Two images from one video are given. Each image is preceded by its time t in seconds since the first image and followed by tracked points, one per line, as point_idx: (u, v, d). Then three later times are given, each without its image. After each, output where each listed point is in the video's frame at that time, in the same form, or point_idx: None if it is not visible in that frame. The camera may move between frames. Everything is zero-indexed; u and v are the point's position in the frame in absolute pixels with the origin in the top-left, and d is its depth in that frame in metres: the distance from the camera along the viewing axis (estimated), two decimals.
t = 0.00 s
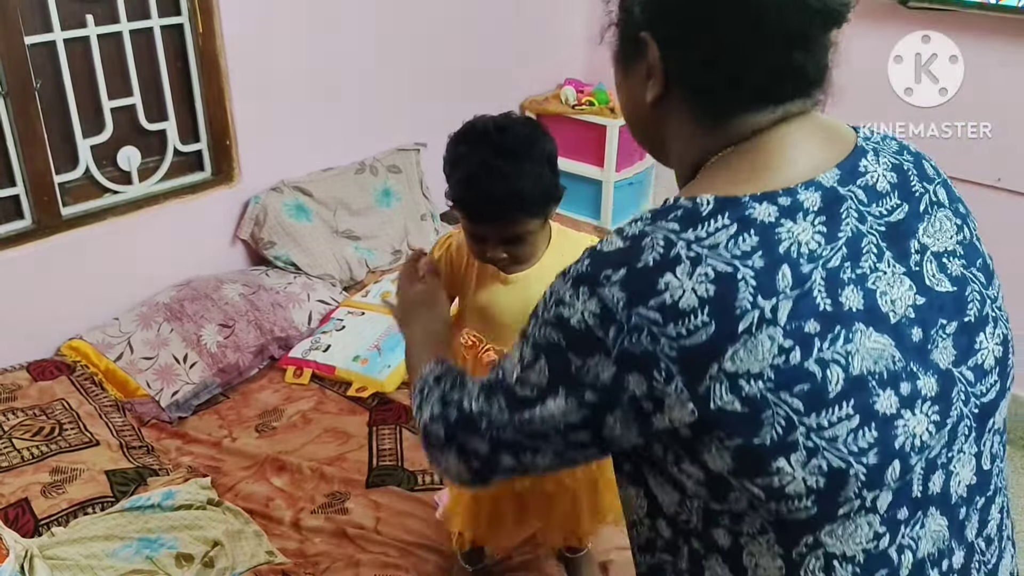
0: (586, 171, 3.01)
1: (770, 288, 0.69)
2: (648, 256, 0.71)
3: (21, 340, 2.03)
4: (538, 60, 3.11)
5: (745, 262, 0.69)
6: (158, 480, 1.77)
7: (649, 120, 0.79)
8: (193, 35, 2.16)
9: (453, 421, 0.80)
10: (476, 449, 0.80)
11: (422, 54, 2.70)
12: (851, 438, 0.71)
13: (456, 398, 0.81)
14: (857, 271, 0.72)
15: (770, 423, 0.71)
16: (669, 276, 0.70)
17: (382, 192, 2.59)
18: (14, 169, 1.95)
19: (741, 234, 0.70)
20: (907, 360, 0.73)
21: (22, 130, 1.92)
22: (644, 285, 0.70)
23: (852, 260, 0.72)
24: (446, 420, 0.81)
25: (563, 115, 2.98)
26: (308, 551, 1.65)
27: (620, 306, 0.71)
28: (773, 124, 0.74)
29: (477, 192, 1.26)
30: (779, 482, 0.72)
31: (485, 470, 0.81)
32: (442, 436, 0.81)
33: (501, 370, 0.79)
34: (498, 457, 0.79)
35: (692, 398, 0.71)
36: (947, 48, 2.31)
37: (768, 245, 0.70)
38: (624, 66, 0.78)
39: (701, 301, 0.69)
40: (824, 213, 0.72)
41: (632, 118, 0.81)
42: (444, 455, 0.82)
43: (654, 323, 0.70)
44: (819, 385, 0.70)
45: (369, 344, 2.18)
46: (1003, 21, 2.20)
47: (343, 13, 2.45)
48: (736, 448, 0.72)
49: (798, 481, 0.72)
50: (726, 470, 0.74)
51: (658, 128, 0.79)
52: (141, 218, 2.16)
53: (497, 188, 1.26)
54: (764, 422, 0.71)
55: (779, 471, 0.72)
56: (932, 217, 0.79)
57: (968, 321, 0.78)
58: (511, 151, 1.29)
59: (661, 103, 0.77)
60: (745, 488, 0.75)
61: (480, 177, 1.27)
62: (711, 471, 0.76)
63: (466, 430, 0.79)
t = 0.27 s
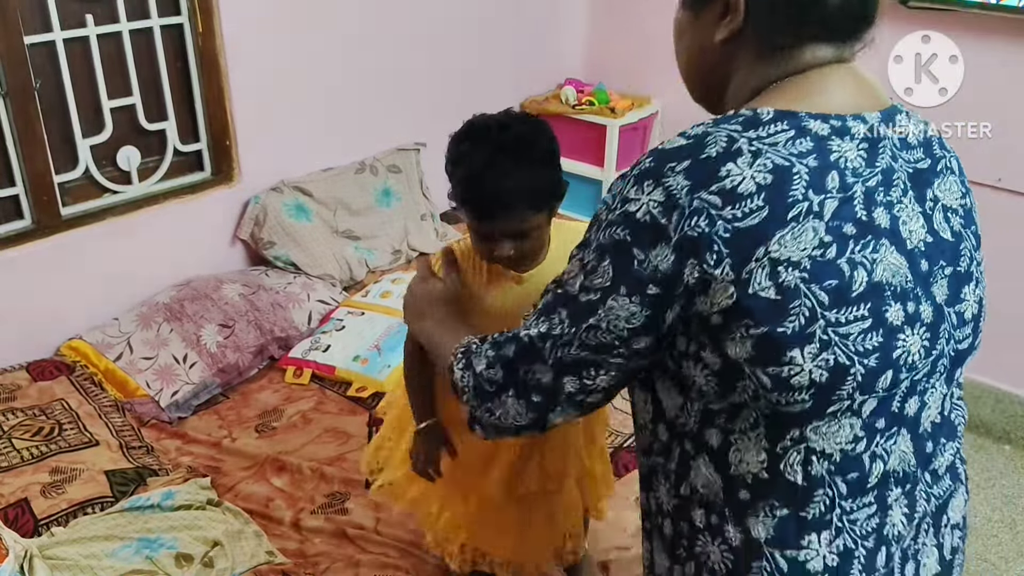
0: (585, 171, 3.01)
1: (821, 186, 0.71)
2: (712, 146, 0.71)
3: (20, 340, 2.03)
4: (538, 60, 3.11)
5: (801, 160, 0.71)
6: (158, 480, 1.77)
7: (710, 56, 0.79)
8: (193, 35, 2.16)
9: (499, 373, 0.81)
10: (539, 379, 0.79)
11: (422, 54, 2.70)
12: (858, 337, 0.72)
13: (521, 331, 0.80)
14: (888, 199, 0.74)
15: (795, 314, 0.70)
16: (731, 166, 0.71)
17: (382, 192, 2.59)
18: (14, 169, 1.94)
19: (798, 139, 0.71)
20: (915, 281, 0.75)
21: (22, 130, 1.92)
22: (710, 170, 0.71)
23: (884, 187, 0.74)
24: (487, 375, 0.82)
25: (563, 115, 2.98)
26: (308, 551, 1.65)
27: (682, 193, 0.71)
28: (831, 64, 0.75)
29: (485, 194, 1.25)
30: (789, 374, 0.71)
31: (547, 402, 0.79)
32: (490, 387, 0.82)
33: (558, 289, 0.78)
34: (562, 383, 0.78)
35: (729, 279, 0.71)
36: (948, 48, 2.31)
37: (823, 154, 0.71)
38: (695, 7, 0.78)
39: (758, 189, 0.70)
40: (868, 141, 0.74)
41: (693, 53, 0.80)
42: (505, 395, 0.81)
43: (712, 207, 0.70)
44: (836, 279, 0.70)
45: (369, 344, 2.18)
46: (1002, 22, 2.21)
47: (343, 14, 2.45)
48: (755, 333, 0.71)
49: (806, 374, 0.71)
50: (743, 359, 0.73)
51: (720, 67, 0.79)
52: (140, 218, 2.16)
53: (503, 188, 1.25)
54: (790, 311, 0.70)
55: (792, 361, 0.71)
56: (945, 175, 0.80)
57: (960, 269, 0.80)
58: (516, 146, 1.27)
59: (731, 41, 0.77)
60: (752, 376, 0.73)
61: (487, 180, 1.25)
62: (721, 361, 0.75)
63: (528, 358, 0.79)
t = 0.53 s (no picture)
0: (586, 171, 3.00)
1: (836, 185, 0.67)
2: (731, 137, 0.66)
3: (20, 340, 2.03)
4: (538, 60, 3.11)
5: (819, 158, 0.67)
6: (158, 479, 1.77)
7: (725, 39, 0.76)
8: (193, 35, 2.16)
9: (530, 393, 0.78)
10: (569, 399, 0.75)
11: (422, 54, 2.70)
12: (851, 338, 0.70)
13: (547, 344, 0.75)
14: (895, 201, 0.71)
15: (795, 316, 0.67)
16: (750, 156, 0.65)
17: (382, 192, 2.59)
18: (13, 169, 1.94)
19: (816, 135, 0.67)
20: (909, 283, 0.73)
21: (22, 130, 1.92)
22: (729, 161, 0.65)
23: (892, 189, 0.70)
24: (520, 396, 0.79)
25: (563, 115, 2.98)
26: (308, 551, 1.65)
27: (699, 184, 0.65)
28: (847, 50, 0.72)
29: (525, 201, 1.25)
30: (779, 374, 0.69)
31: (579, 420, 0.76)
32: (520, 408, 0.79)
33: (577, 288, 0.73)
34: (592, 400, 0.74)
35: (740, 276, 0.67)
36: (948, 48, 2.30)
37: (840, 150, 0.68)
38: None
39: (777, 183, 0.65)
40: (882, 139, 0.70)
41: (706, 37, 0.77)
42: (538, 414, 0.78)
43: (729, 201, 0.65)
44: (835, 280, 0.68)
45: (369, 344, 2.18)
46: (1002, 23, 2.20)
47: (343, 14, 2.45)
48: (756, 333, 0.68)
49: (796, 375, 0.69)
50: (738, 354, 0.70)
51: (735, 51, 0.76)
52: (140, 218, 2.16)
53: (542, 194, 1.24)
54: (791, 313, 0.67)
55: (785, 362, 0.69)
56: (951, 176, 0.77)
57: (950, 272, 0.78)
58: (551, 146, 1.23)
59: (748, 24, 0.73)
60: (744, 370, 0.71)
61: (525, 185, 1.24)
62: (715, 352, 0.72)
63: (559, 374, 0.75)
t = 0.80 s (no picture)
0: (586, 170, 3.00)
1: (831, 223, 0.66)
2: (728, 164, 0.64)
3: (20, 339, 2.03)
4: (538, 60, 3.10)
5: (816, 192, 0.66)
6: (158, 480, 1.77)
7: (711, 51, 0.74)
8: (192, 35, 2.15)
9: (520, 419, 0.77)
10: (559, 428, 0.74)
11: (421, 54, 2.70)
12: (828, 377, 0.70)
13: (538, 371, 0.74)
14: (886, 236, 0.71)
15: (775, 356, 0.67)
16: (748, 186, 0.64)
17: (382, 192, 2.59)
18: (13, 169, 1.94)
19: (814, 166, 0.66)
20: (888, 319, 0.73)
21: (22, 130, 1.92)
22: (724, 191, 0.63)
23: (884, 225, 0.70)
24: (511, 422, 0.78)
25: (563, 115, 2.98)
26: (308, 551, 1.65)
27: (694, 214, 0.63)
28: (842, 62, 0.71)
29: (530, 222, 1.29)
30: (754, 409, 0.70)
31: (568, 450, 0.75)
32: (508, 433, 0.79)
33: (569, 311, 0.71)
34: (583, 431, 0.74)
35: (730, 310, 0.66)
36: (948, 48, 2.30)
37: (836, 184, 0.66)
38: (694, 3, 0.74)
39: (771, 218, 0.64)
40: (877, 171, 0.69)
41: (692, 48, 0.76)
42: (529, 442, 0.77)
43: (723, 234, 0.63)
44: (820, 318, 0.68)
45: (369, 344, 2.18)
46: (1002, 24, 2.20)
47: (343, 14, 2.45)
48: (735, 370, 0.68)
49: (769, 410, 0.70)
50: (716, 388, 0.71)
51: (725, 64, 0.74)
52: (140, 218, 2.16)
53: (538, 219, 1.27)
54: (772, 351, 0.67)
55: (761, 399, 0.69)
56: (946, 206, 0.77)
57: (927, 306, 0.79)
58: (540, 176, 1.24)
59: (734, 35, 0.72)
60: (718, 403, 0.72)
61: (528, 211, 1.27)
62: (696, 379, 0.72)
63: (549, 403, 0.74)
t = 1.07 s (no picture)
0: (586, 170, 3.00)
1: (840, 242, 0.66)
2: (735, 180, 0.64)
3: (20, 339, 2.03)
4: (538, 60, 3.10)
5: (824, 211, 0.66)
6: (158, 480, 1.77)
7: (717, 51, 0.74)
8: (193, 35, 2.15)
9: (527, 452, 0.78)
10: (571, 459, 0.75)
11: (422, 54, 2.69)
12: (836, 396, 0.71)
13: (544, 400, 0.75)
14: (894, 251, 0.71)
15: (783, 377, 0.68)
16: (756, 206, 0.64)
17: (382, 192, 2.59)
18: (13, 169, 1.94)
19: (823, 183, 0.66)
20: (896, 338, 0.74)
21: (22, 130, 1.92)
22: (732, 210, 0.63)
23: (892, 240, 0.70)
24: (520, 452, 0.79)
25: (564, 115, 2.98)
26: (308, 552, 1.64)
27: (702, 233, 0.63)
28: (849, 67, 0.72)
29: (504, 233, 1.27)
30: (757, 427, 0.71)
31: (580, 478, 0.77)
32: (519, 459, 0.80)
33: (575, 330, 0.72)
34: (594, 461, 0.75)
35: (740, 332, 0.66)
36: (948, 48, 2.31)
37: (845, 201, 0.67)
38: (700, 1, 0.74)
39: (779, 240, 0.64)
40: (886, 185, 0.69)
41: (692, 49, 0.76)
42: (544, 471, 0.78)
43: (733, 255, 0.63)
44: (829, 338, 0.68)
45: (369, 344, 2.18)
46: (1002, 24, 2.20)
47: (342, 14, 2.45)
48: (741, 389, 0.69)
49: (773, 429, 0.71)
50: (719, 403, 0.72)
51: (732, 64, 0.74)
52: (141, 218, 2.16)
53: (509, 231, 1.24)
54: (779, 372, 0.68)
55: (765, 418, 0.70)
56: (952, 216, 0.77)
57: (941, 318, 0.78)
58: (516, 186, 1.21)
59: (746, 31, 0.72)
60: (722, 419, 0.73)
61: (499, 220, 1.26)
62: (698, 397, 0.74)
63: (560, 437, 0.75)
